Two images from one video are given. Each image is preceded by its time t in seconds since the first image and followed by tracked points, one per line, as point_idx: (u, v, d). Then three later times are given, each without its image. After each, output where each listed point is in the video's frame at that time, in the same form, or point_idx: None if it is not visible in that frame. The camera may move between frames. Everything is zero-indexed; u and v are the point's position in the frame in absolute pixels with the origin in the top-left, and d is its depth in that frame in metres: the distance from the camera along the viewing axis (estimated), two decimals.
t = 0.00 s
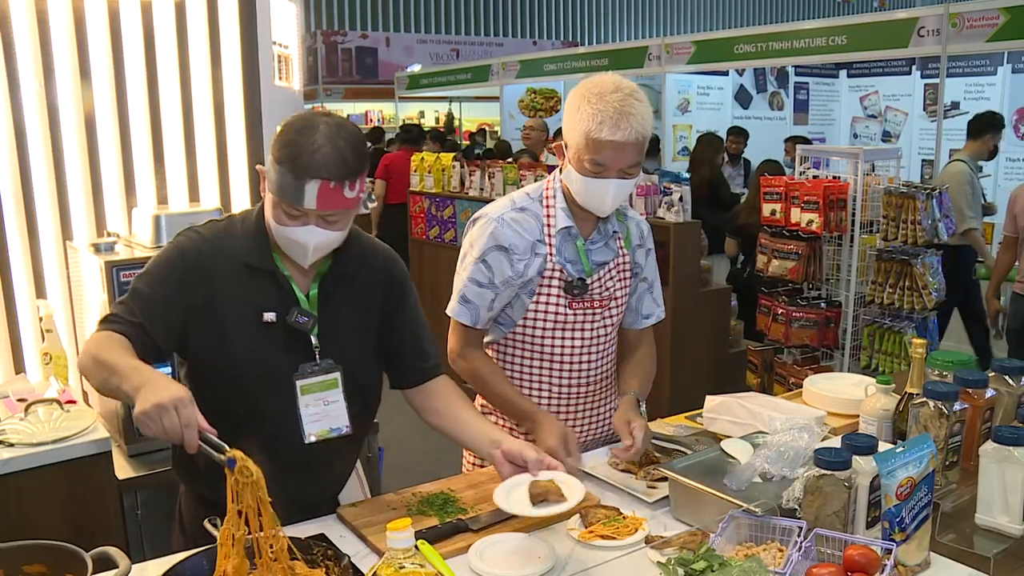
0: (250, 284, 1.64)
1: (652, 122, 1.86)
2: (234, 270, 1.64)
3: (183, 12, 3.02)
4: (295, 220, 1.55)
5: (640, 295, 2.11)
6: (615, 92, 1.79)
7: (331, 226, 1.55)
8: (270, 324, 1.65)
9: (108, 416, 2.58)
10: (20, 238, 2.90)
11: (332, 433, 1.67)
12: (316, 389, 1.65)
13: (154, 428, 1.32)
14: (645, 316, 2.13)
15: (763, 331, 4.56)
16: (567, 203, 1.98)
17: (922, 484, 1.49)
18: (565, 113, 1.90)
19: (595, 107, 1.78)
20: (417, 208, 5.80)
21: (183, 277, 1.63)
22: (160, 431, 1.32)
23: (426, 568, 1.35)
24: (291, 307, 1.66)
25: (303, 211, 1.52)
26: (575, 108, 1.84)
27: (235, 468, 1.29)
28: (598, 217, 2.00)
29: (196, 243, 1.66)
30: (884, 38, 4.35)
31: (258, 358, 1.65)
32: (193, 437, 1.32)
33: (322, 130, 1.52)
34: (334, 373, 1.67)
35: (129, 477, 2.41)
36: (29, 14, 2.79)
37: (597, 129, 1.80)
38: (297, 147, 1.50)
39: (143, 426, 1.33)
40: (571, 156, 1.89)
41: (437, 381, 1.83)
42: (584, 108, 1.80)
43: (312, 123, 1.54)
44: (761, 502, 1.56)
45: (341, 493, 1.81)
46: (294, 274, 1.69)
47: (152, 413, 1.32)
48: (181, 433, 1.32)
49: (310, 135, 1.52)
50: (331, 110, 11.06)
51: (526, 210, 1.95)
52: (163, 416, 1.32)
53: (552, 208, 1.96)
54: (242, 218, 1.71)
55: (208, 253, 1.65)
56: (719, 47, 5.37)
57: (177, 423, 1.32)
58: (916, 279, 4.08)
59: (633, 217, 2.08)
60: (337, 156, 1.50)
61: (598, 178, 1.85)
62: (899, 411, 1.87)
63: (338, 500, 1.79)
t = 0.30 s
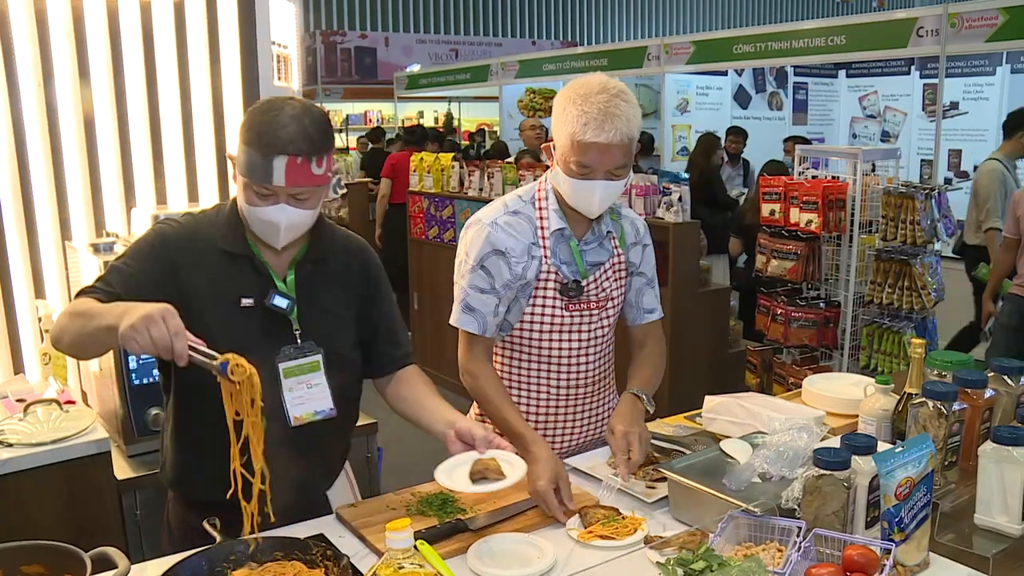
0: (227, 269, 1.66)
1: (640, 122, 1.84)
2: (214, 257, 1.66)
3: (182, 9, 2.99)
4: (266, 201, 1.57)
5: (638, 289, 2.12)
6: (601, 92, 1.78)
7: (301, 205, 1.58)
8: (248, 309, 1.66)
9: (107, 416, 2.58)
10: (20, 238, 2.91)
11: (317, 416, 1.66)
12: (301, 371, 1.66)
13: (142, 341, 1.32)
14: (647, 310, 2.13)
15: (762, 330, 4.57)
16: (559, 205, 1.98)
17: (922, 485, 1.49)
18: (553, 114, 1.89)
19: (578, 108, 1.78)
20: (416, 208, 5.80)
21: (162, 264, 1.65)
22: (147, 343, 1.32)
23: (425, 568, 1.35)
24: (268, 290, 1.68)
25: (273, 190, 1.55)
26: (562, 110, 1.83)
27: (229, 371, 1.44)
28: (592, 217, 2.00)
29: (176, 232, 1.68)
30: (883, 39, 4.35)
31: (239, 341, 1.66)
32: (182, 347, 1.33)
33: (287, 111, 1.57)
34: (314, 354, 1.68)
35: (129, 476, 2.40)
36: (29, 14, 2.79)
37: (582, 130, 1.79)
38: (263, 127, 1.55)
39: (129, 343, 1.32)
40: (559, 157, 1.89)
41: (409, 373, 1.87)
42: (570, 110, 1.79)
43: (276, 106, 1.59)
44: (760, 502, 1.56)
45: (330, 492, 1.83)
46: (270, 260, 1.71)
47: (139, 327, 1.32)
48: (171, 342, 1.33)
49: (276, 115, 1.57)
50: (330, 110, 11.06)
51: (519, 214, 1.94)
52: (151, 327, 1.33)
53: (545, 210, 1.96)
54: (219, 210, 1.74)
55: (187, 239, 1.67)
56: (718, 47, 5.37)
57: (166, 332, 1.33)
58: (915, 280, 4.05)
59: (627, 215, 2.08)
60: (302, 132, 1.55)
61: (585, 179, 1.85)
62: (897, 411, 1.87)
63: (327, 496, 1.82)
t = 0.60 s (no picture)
0: (217, 264, 1.68)
1: (626, 126, 1.83)
2: (203, 248, 1.68)
3: (182, 10, 2.99)
4: (251, 190, 1.61)
5: (636, 286, 2.11)
6: (583, 98, 1.78)
7: (284, 194, 1.62)
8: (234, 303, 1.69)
9: (107, 416, 2.58)
10: (20, 238, 2.91)
11: (304, 408, 1.70)
12: (289, 363, 1.70)
13: (137, 282, 1.38)
14: (646, 305, 2.11)
15: (762, 330, 4.57)
16: (550, 207, 1.97)
17: (921, 485, 1.50)
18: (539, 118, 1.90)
19: (560, 114, 1.78)
20: (416, 208, 5.79)
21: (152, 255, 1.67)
22: (142, 283, 1.39)
23: (425, 568, 1.35)
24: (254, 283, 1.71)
25: (257, 179, 1.59)
26: (546, 115, 1.83)
27: (224, 312, 1.53)
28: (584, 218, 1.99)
29: (168, 223, 1.70)
30: (883, 39, 4.35)
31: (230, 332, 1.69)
32: (176, 287, 1.39)
33: (268, 103, 1.64)
34: (302, 347, 1.72)
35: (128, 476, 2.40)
36: (28, 14, 2.79)
37: (564, 136, 1.78)
38: (245, 117, 1.60)
39: (123, 282, 1.38)
40: (546, 163, 1.89)
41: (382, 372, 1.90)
42: (553, 116, 1.79)
43: (259, 99, 1.65)
44: (760, 502, 1.57)
45: (320, 485, 1.85)
46: (256, 252, 1.74)
47: (135, 266, 1.39)
48: (166, 283, 1.39)
49: (257, 107, 1.63)
50: (330, 110, 11.09)
51: (509, 217, 1.93)
52: (144, 269, 1.39)
53: (535, 212, 1.96)
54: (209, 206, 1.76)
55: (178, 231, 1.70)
56: (718, 47, 5.37)
57: (161, 271, 1.39)
58: (915, 279, 4.04)
59: (622, 214, 2.08)
60: (283, 122, 1.60)
61: (572, 184, 1.85)
62: (897, 411, 1.86)
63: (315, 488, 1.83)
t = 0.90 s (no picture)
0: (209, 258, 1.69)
1: (616, 130, 1.83)
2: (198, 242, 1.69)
3: (182, 10, 2.99)
4: (242, 186, 1.61)
5: (633, 284, 2.11)
6: (574, 104, 1.78)
7: (274, 188, 1.62)
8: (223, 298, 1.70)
9: (107, 416, 2.57)
10: (20, 239, 2.91)
11: (291, 404, 1.71)
12: (274, 359, 1.70)
13: (131, 210, 1.42)
14: (645, 303, 2.13)
15: (762, 330, 4.57)
16: (544, 209, 1.97)
17: (921, 484, 1.50)
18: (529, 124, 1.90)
19: (550, 121, 1.78)
20: (416, 208, 5.79)
21: (149, 252, 1.68)
22: (137, 211, 1.42)
23: (425, 568, 1.35)
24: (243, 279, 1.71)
25: (247, 174, 1.59)
26: (535, 122, 1.83)
27: (219, 234, 1.58)
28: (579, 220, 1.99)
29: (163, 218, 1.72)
30: (883, 39, 4.35)
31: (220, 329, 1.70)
32: (171, 214, 1.43)
33: (257, 100, 1.63)
34: (289, 344, 1.73)
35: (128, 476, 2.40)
36: (28, 14, 2.79)
37: (555, 143, 1.78)
38: (233, 114, 1.60)
39: (117, 211, 1.42)
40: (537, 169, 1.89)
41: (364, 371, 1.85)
42: (543, 122, 1.78)
43: (247, 97, 1.64)
44: (760, 502, 1.57)
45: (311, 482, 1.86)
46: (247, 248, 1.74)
47: (129, 196, 1.43)
48: (161, 210, 1.43)
49: (246, 104, 1.62)
50: (330, 110, 11.12)
51: (503, 221, 1.93)
52: (141, 195, 1.44)
53: (529, 215, 1.95)
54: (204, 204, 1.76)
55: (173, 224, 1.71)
56: (718, 47, 5.37)
57: (155, 200, 1.44)
58: (915, 279, 4.03)
59: (616, 213, 2.08)
60: (271, 118, 1.60)
61: (564, 190, 1.85)
62: (897, 411, 1.86)
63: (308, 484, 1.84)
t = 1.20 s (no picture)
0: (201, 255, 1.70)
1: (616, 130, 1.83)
2: (193, 241, 1.69)
3: (181, 10, 3.00)
4: (235, 186, 1.61)
5: (629, 288, 2.12)
6: (574, 104, 1.78)
7: (265, 188, 1.62)
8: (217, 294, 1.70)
9: (106, 417, 2.57)
10: (20, 240, 2.90)
11: (283, 403, 1.74)
12: (269, 359, 1.72)
13: (136, 214, 1.42)
14: (638, 309, 2.14)
15: (761, 330, 4.58)
16: (540, 210, 1.97)
17: (921, 484, 1.50)
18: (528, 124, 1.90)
19: (550, 122, 1.77)
20: (416, 208, 5.78)
21: (147, 250, 1.68)
22: (142, 216, 1.42)
23: (425, 568, 1.35)
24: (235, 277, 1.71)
25: (239, 174, 1.60)
26: (535, 122, 1.82)
27: (225, 235, 1.57)
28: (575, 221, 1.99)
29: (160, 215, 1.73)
30: (883, 38, 4.35)
31: (213, 331, 1.70)
32: (175, 217, 1.43)
33: (251, 100, 1.64)
34: (283, 342, 1.75)
35: (128, 476, 2.39)
36: (28, 14, 2.78)
37: (555, 144, 1.78)
38: (225, 114, 1.60)
39: (122, 216, 1.42)
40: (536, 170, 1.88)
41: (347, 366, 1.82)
42: (543, 123, 1.78)
43: (241, 97, 1.65)
44: (759, 502, 1.57)
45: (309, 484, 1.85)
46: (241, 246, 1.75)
47: (132, 201, 1.43)
48: (165, 213, 1.43)
49: (239, 105, 1.62)
50: (330, 110, 11.20)
51: (499, 223, 1.93)
52: (145, 198, 1.44)
53: (526, 216, 1.95)
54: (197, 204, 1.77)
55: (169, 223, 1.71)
56: (718, 47, 5.36)
57: (160, 204, 1.44)
58: (915, 279, 4.02)
59: (612, 214, 2.08)
60: (264, 118, 1.60)
61: (565, 190, 1.85)
62: (897, 411, 1.86)
63: (304, 484, 1.84)
